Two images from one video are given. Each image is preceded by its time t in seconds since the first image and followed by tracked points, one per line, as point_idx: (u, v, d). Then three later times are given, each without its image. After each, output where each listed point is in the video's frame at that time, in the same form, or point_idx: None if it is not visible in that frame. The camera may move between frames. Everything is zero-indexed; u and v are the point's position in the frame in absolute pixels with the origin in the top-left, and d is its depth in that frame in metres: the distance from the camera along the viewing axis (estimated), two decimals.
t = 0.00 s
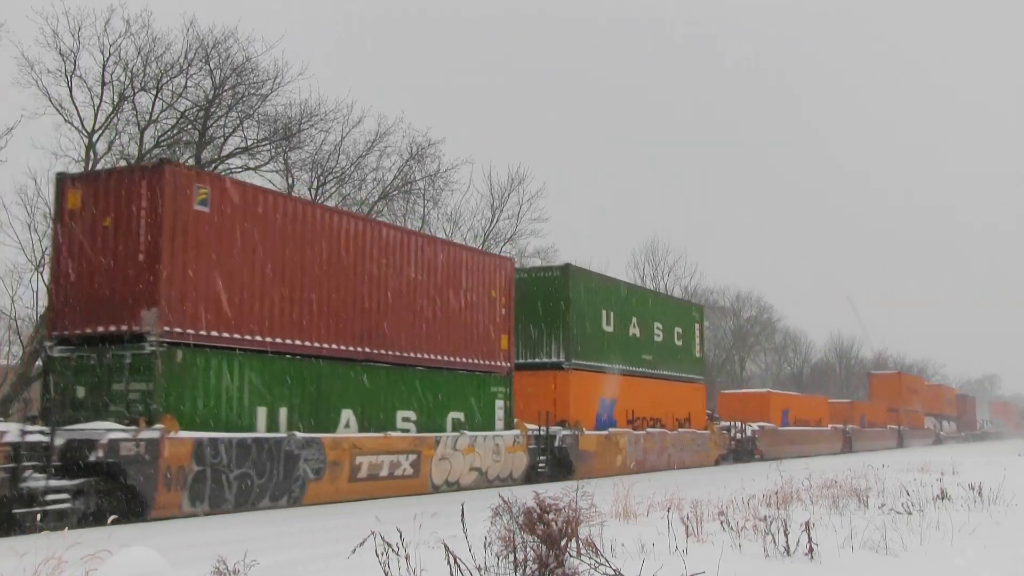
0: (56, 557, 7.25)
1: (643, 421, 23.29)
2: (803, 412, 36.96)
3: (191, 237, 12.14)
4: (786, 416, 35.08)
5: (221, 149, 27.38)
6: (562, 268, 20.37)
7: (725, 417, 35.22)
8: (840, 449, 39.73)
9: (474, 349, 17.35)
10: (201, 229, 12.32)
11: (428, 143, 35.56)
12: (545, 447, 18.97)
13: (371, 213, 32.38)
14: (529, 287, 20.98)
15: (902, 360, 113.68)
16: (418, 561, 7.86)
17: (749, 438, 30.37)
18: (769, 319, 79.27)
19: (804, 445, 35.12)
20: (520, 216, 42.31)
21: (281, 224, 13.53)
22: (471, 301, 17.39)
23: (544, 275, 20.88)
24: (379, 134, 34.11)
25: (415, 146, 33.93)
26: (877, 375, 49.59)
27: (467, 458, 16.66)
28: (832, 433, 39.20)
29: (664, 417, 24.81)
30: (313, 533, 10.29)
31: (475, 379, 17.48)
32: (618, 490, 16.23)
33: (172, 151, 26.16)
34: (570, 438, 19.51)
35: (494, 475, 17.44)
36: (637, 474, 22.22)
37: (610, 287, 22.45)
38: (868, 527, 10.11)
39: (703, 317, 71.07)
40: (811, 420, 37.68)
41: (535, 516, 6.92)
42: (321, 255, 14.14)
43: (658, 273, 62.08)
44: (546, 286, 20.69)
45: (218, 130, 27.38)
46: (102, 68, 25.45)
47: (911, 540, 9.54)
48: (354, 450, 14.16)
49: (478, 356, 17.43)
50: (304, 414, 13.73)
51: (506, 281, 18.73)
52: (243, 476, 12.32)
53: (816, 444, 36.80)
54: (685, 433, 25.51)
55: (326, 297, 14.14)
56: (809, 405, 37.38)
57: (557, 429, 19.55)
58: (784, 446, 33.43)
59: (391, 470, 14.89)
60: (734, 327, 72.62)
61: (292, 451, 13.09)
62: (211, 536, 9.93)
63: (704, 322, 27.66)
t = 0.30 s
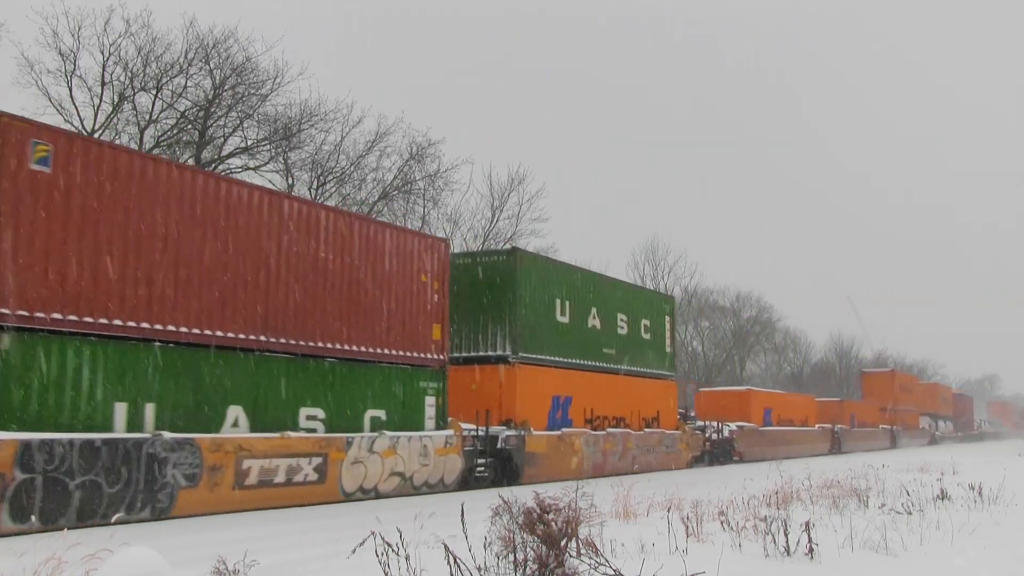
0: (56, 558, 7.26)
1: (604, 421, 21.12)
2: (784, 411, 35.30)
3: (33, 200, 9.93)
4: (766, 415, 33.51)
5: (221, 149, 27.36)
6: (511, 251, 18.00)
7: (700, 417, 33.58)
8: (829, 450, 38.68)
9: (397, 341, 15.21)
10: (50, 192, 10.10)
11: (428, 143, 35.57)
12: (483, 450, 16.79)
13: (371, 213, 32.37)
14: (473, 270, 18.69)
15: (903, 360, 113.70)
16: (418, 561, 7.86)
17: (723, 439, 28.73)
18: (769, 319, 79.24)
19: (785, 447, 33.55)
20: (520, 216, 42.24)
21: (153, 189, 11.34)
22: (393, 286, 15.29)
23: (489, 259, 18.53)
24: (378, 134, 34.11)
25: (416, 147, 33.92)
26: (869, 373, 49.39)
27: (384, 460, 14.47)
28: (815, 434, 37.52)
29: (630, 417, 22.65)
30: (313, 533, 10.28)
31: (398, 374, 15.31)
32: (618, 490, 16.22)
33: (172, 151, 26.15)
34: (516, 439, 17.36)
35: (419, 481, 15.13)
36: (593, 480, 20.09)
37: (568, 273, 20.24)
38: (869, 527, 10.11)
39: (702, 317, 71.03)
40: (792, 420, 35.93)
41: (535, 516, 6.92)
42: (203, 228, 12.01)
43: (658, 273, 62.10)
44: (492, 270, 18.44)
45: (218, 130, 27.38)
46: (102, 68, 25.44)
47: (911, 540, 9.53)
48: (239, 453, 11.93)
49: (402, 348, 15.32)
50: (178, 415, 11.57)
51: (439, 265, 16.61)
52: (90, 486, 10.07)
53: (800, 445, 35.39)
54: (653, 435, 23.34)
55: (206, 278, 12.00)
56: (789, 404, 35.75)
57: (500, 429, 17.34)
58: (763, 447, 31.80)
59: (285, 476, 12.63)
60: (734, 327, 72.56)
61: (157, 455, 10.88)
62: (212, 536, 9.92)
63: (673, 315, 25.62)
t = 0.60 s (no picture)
0: (56, 558, 7.27)
1: (558, 421, 19.43)
2: (765, 410, 33.58)
3: None
4: (746, 414, 31.84)
5: (221, 149, 27.35)
6: (448, 232, 16.41)
7: (676, 417, 31.84)
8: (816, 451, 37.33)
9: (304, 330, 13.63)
10: None
11: (428, 143, 35.57)
12: (408, 452, 15.03)
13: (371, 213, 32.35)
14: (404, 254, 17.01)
15: (903, 361, 113.69)
16: (418, 561, 7.86)
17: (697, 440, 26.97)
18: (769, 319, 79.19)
19: (767, 448, 31.85)
20: (520, 216, 42.19)
21: None
22: (296, 267, 13.65)
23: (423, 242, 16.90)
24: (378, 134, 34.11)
25: (415, 146, 33.92)
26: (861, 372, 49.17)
27: (281, 466, 12.56)
28: (799, 434, 35.76)
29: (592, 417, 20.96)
30: (313, 533, 10.27)
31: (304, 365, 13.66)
32: (618, 490, 16.22)
33: (172, 151, 26.14)
34: (449, 440, 15.64)
35: (325, 489, 13.31)
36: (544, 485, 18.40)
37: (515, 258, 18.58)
38: (869, 527, 10.11)
39: (703, 317, 71.05)
40: (774, 420, 34.17)
41: (535, 516, 6.91)
42: (63, 194, 10.32)
43: (658, 273, 62.13)
44: (427, 254, 16.76)
45: (218, 130, 27.38)
46: (103, 68, 25.44)
47: (911, 540, 9.53)
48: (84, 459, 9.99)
49: (304, 336, 13.64)
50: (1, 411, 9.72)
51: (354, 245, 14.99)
52: None
53: (783, 446, 33.76)
54: (616, 437, 21.59)
55: (63, 253, 10.30)
56: (772, 402, 34.06)
57: (430, 429, 15.63)
58: (742, 450, 30.04)
59: (145, 485, 10.65)
60: (734, 327, 72.55)
61: None
62: (211, 536, 9.92)
63: (640, 307, 23.94)
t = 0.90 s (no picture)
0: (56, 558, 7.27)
1: (501, 421, 17.98)
2: (744, 410, 32.03)
3: None
4: (723, 413, 30.41)
5: (221, 149, 27.35)
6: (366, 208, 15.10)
7: (647, 417, 30.24)
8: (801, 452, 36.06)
9: (173, 312, 11.72)
10: None
11: (428, 143, 35.58)
12: (313, 457, 13.35)
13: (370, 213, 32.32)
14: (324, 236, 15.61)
15: (902, 361, 113.84)
16: (418, 561, 7.86)
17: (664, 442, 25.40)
18: (769, 319, 79.20)
19: (744, 450, 30.36)
20: (520, 216, 42.21)
21: None
22: (179, 243, 11.90)
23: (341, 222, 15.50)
24: (378, 134, 34.07)
25: (415, 146, 33.92)
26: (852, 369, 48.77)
27: (140, 475, 10.61)
28: (779, 435, 34.17)
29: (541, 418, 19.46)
30: (313, 533, 10.27)
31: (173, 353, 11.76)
32: (618, 490, 16.22)
33: (172, 151, 26.14)
34: (364, 442, 14.06)
35: (201, 499, 11.47)
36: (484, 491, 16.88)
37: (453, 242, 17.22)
38: (869, 527, 10.11)
39: (703, 317, 71.06)
40: (752, 420, 32.60)
41: (535, 516, 6.91)
42: None
43: (659, 273, 62.19)
44: (345, 236, 15.39)
45: (218, 130, 27.37)
46: (103, 68, 25.44)
47: (911, 540, 9.53)
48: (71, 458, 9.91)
49: (185, 324, 11.87)
50: None
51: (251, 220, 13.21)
52: None
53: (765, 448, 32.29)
54: (569, 439, 20.02)
55: None
56: (750, 401, 32.53)
57: (343, 430, 14.11)
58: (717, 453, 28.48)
59: (13, 494, 9.36)
60: (734, 327, 72.48)
61: None
62: (211, 536, 9.92)
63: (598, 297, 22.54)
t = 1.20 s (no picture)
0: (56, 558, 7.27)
1: (432, 420, 16.10)
2: (720, 408, 30.37)
3: None
4: (698, 411, 28.72)
5: (221, 149, 27.32)
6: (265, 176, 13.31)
7: (615, 416, 28.50)
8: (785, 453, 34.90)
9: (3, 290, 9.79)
10: None
11: (428, 143, 35.55)
12: (186, 461, 11.61)
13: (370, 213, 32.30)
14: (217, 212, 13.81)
15: (901, 361, 113.88)
16: (418, 562, 7.86)
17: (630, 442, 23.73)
18: (769, 319, 79.19)
19: (718, 451, 28.75)
20: (520, 216, 42.20)
21: None
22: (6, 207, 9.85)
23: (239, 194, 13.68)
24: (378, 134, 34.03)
25: (415, 146, 33.90)
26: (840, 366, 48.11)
27: None
28: (758, 436, 32.49)
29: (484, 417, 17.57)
30: (312, 534, 10.28)
31: None
32: (618, 490, 16.22)
33: (172, 151, 26.11)
34: (252, 445, 12.31)
35: (28, 515, 9.47)
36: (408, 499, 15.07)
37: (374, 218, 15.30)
38: (869, 527, 10.11)
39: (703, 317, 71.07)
40: (729, 420, 30.91)
41: (535, 516, 6.91)
42: None
43: (659, 273, 62.21)
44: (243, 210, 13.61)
45: (219, 130, 27.36)
46: (102, 68, 25.42)
47: (911, 540, 9.53)
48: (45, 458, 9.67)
49: (18, 305, 9.94)
50: None
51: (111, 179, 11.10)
52: None
53: (745, 448, 30.63)
54: (515, 441, 18.05)
55: None
56: (728, 399, 30.89)
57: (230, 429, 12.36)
58: (688, 454, 26.81)
59: None
60: (734, 327, 72.51)
61: None
62: (211, 536, 9.92)
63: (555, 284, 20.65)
